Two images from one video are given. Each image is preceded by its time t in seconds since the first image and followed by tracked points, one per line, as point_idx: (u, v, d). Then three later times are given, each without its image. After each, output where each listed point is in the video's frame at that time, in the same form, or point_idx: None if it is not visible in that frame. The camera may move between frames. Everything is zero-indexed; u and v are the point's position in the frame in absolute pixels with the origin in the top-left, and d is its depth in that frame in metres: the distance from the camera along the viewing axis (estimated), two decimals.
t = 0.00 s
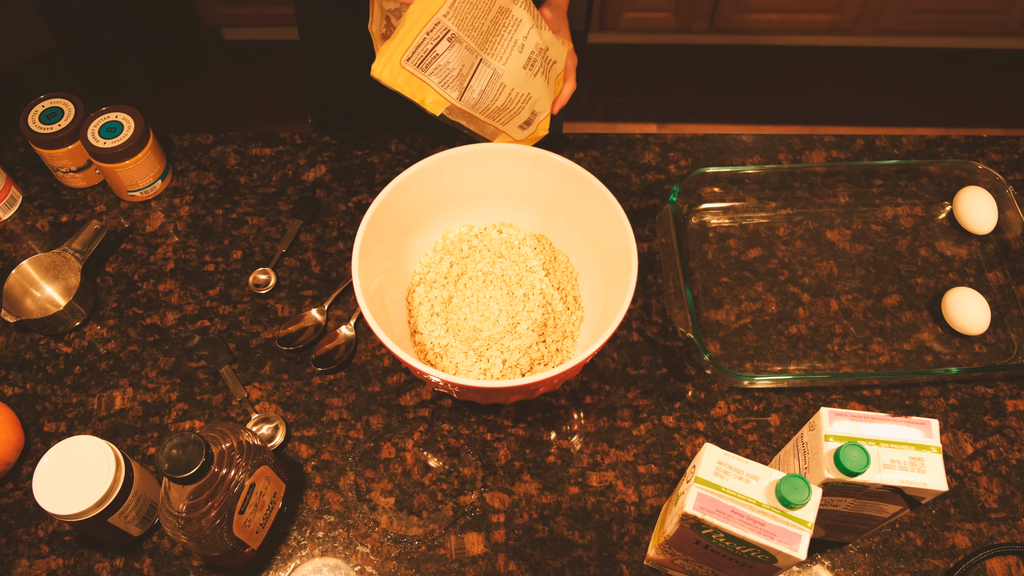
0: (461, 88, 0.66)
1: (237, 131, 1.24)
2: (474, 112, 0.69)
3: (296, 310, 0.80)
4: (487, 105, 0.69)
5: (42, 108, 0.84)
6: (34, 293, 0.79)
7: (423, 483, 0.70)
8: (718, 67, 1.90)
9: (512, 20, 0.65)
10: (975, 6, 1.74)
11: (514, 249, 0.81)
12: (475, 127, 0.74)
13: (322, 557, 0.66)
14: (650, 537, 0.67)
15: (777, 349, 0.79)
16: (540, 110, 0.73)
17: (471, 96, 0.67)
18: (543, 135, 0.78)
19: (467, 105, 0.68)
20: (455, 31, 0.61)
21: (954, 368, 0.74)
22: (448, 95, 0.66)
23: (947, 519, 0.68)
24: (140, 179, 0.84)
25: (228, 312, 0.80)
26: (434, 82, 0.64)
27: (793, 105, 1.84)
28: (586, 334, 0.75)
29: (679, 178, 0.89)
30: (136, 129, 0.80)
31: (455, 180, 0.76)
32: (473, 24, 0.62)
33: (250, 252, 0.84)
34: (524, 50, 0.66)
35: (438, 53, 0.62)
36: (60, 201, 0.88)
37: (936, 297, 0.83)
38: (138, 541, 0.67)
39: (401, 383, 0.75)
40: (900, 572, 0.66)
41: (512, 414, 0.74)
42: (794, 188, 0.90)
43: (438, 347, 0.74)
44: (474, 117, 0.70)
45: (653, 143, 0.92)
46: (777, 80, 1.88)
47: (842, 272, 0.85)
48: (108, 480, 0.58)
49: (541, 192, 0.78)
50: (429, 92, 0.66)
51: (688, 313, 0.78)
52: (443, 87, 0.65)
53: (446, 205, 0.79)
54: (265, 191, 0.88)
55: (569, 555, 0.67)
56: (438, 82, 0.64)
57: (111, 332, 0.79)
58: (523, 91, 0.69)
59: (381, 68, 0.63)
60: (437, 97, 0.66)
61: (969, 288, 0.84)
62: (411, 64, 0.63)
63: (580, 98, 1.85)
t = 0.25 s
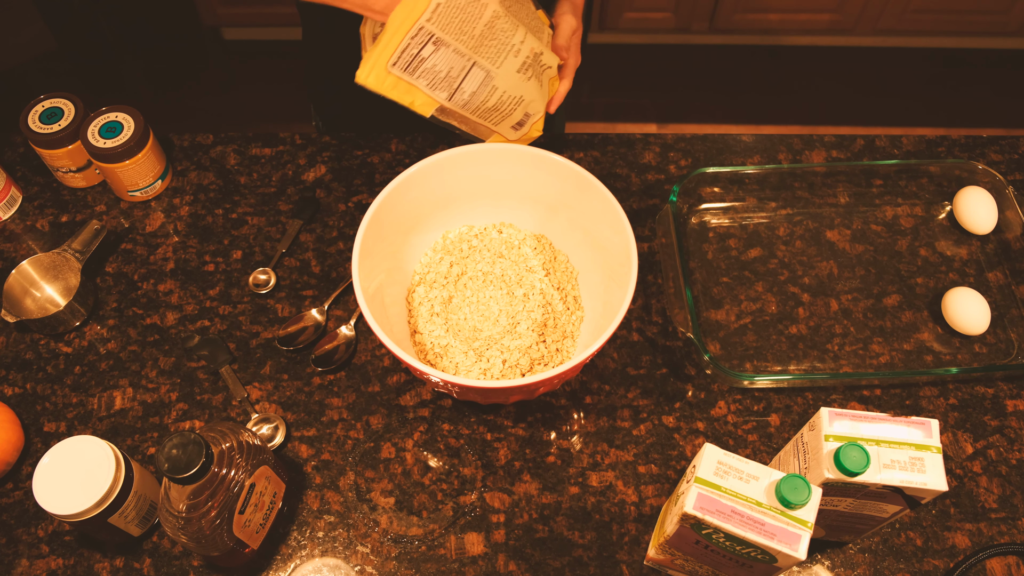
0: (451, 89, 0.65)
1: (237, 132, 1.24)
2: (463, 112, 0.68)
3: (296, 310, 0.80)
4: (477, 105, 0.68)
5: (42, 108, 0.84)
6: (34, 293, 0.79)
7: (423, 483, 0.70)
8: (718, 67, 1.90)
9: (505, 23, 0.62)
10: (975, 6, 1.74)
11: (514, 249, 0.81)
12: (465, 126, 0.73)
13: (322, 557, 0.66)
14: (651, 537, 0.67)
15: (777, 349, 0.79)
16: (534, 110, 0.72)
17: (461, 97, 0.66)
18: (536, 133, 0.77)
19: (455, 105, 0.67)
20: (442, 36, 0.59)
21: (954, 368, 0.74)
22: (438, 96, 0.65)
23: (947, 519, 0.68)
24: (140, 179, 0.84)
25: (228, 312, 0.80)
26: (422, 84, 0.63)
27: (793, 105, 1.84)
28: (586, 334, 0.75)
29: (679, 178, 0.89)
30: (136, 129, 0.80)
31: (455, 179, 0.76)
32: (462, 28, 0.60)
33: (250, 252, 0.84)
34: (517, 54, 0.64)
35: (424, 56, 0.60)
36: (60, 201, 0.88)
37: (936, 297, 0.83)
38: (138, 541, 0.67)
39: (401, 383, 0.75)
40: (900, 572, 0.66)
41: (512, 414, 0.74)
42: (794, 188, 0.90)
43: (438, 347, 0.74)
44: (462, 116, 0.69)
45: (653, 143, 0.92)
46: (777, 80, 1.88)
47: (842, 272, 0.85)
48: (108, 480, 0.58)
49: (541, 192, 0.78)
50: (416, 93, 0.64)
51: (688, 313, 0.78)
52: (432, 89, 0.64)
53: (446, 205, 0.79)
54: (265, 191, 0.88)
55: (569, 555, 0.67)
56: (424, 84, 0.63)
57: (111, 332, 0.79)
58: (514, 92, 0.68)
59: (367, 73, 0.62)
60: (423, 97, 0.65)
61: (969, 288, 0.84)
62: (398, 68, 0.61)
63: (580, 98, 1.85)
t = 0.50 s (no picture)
0: (461, 89, 0.63)
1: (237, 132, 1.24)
2: (469, 113, 0.66)
3: (296, 310, 0.80)
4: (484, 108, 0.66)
5: (42, 108, 0.84)
6: (33, 292, 0.79)
7: (423, 483, 0.70)
8: (718, 67, 1.90)
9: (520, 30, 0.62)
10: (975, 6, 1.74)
11: (514, 249, 0.81)
12: (467, 128, 0.71)
13: (322, 557, 0.66)
14: (651, 537, 0.67)
15: (777, 349, 0.79)
16: (535, 118, 0.72)
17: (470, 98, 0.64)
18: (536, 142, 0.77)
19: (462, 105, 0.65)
20: (462, 35, 0.57)
21: (954, 368, 0.74)
22: (448, 94, 0.63)
23: (947, 519, 0.68)
24: (140, 179, 0.84)
25: (228, 312, 0.80)
26: (434, 80, 0.61)
27: (793, 105, 1.84)
28: (586, 334, 0.75)
29: (679, 178, 0.89)
30: (136, 129, 0.80)
31: (455, 180, 0.76)
32: (483, 29, 0.58)
33: (250, 252, 0.84)
34: (530, 61, 0.64)
35: (442, 53, 0.58)
36: (60, 201, 0.88)
37: (936, 297, 0.83)
38: (138, 541, 0.67)
39: (401, 383, 0.75)
40: (900, 572, 0.66)
41: (512, 414, 0.74)
42: (794, 188, 0.90)
43: (438, 347, 0.74)
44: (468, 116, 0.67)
45: (653, 143, 0.92)
46: (777, 80, 1.88)
47: (842, 272, 0.85)
48: (107, 480, 0.58)
49: (541, 192, 0.78)
50: (425, 89, 0.62)
51: (688, 313, 0.78)
52: (444, 86, 0.62)
53: (446, 205, 0.79)
54: (265, 191, 0.88)
55: (569, 555, 0.67)
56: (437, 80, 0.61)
57: (111, 331, 0.79)
58: (522, 98, 0.67)
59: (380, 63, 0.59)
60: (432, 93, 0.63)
61: (969, 287, 0.84)
62: (413, 63, 0.59)
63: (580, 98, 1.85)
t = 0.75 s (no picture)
0: (488, 66, 0.62)
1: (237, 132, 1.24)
2: (490, 93, 0.66)
3: (296, 310, 0.80)
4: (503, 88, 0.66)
5: (42, 108, 0.84)
6: (33, 292, 0.79)
7: (423, 483, 0.70)
8: (718, 67, 1.90)
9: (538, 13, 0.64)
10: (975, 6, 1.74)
11: (514, 249, 0.81)
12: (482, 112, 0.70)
13: (322, 557, 0.66)
14: (650, 537, 0.67)
15: (777, 349, 0.79)
16: (545, 103, 0.72)
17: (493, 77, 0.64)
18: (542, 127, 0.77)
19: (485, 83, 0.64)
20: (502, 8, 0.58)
21: (954, 368, 0.74)
22: (473, 69, 0.62)
23: (947, 519, 0.68)
24: (140, 179, 0.84)
25: (228, 312, 0.80)
26: (464, 52, 0.60)
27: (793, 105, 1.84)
28: (586, 334, 0.75)
29: (679, 178, 0.89)
30: (136, 129, 0.80)
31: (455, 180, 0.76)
32: (515, 5, 0.59)
33: (250, 252, 0.84)
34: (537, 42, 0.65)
35: (479, 25, 0.58)
36: (60, 201, 0.88)
37: (936, 297, 0.83)
38: (138, 541, 0.67)
39: (401, 383, 0.75)
40: (900, 572, 0.66)
41: (512, 414, 0.74)
42: (794, 188, 0.90)
43: (438, 347, 0.74)
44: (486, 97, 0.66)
45: (653, 143, 0.92)
46: (777, 80, 1.88)
47: (842, 272, 0.85)
48: (107, 480, 0.58)
49: (541, 192, 0.78)
50: (454, 62, 0.61)
51: (688, 313, 0.78)
52: (471, 60, 0.61)
53: (446, 205, 0.79)
54: (265, 191, 0.88)
55: (569, 555, 0.67)
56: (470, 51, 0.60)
57: (111, 331, 0.79)
58: (534, 81, 0.68)
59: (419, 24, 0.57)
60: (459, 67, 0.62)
61: (969, 288, 0.84)
62: (449, 30, 0.58)
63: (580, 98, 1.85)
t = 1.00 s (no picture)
0: (497, 70, 0.63)
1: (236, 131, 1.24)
2: (496, 98, 0.66)
3: (296, 310, 0.80)
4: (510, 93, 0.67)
5: (42, 108, 0.84)
6: (33, 292, 0.79)
7: (423, 483, 0.70)
8: (718, 67, 1.90)
9: (549, 18, 0.65)
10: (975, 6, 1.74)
11: (514, 249, 0.81)
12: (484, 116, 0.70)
13: (322, 557, 0.66)
14: (651, 537, 0.67)
15: (777, 349, 0.79)
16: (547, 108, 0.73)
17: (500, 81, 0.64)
18: (538, 130, 0.76)
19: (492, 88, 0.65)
20: (516, 12, 0.60)
21: (954, 368, 0.74)
22: (482, 72, 0.62)
23: (947, 519, 0.68)
24: (140, 179, 0.84)
25: (228, 312, 0.80)
26: (475, 55, 0.61)
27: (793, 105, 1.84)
28: (586, 334, 0.75)
29: (679, 178, 0.89)
30: (136, 129, 0.80)
31: (455, 180, 0.76)
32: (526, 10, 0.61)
33: (250, 252, 0.84)
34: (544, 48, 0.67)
35: (494, 28, 0.59)
36: (60, 201, 0.88)
37: (936, 297, 0.83)
38: (138, 541, 0.67)
39: (401, 383, 0.75)
40: (900, 572, 0.66)
41: (512, 414, 0.74)
42: (794, 188, 0.90)
43: (438, 347, 0.74)
44: (492, 101, 0.67)
45: (653, 143, 0.92)
46: (777, 80, 1.88)
47: (842, 272, 0.85)
48: (107, 480, 0.58)
49: (541, 193, 0.78)
50: (465, 64, 0.62)
51: (688, 313, 0.78)
52: (481, 63, 0.62)
53: (446, 205, 0.79)
54: (265, 191, 0.88)
55: (569, 555, 0.67)
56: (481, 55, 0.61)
57: (111, 331, 0.79)
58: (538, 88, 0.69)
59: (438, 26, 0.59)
60: (469, 71, 0.62)
61: (969, 288, 0.84)
62: (466, 32, 0.59)
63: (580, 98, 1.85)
